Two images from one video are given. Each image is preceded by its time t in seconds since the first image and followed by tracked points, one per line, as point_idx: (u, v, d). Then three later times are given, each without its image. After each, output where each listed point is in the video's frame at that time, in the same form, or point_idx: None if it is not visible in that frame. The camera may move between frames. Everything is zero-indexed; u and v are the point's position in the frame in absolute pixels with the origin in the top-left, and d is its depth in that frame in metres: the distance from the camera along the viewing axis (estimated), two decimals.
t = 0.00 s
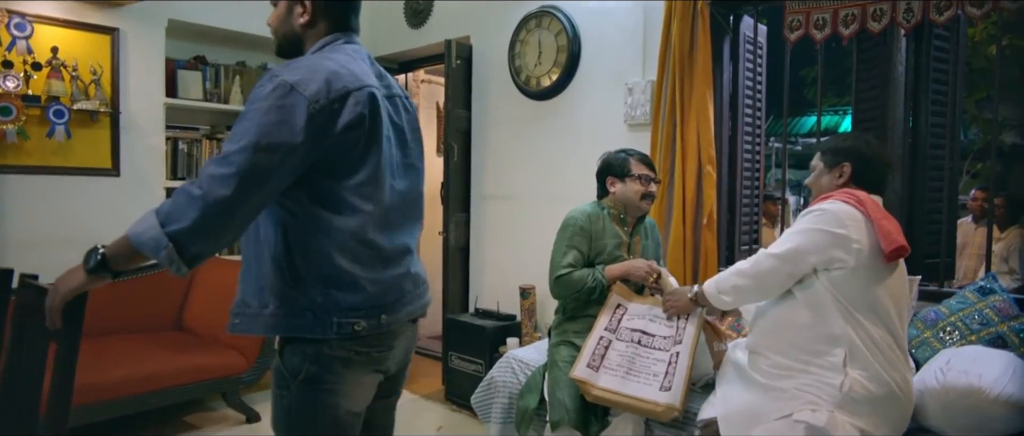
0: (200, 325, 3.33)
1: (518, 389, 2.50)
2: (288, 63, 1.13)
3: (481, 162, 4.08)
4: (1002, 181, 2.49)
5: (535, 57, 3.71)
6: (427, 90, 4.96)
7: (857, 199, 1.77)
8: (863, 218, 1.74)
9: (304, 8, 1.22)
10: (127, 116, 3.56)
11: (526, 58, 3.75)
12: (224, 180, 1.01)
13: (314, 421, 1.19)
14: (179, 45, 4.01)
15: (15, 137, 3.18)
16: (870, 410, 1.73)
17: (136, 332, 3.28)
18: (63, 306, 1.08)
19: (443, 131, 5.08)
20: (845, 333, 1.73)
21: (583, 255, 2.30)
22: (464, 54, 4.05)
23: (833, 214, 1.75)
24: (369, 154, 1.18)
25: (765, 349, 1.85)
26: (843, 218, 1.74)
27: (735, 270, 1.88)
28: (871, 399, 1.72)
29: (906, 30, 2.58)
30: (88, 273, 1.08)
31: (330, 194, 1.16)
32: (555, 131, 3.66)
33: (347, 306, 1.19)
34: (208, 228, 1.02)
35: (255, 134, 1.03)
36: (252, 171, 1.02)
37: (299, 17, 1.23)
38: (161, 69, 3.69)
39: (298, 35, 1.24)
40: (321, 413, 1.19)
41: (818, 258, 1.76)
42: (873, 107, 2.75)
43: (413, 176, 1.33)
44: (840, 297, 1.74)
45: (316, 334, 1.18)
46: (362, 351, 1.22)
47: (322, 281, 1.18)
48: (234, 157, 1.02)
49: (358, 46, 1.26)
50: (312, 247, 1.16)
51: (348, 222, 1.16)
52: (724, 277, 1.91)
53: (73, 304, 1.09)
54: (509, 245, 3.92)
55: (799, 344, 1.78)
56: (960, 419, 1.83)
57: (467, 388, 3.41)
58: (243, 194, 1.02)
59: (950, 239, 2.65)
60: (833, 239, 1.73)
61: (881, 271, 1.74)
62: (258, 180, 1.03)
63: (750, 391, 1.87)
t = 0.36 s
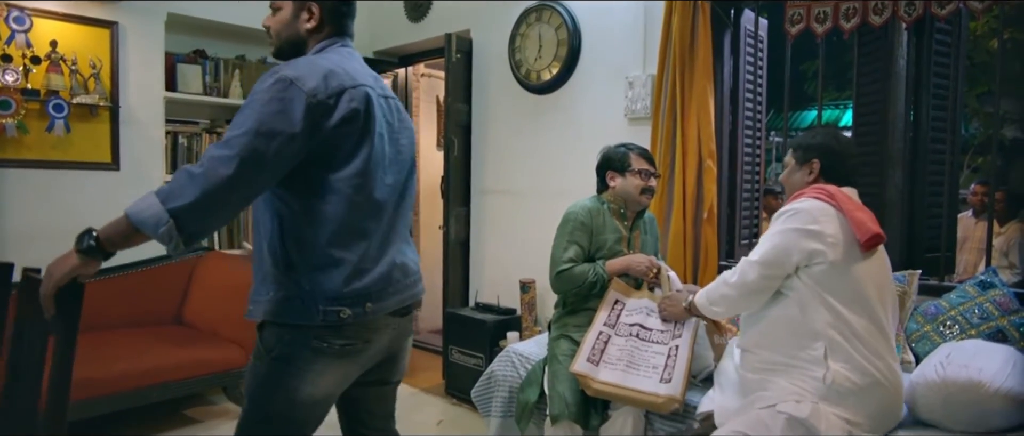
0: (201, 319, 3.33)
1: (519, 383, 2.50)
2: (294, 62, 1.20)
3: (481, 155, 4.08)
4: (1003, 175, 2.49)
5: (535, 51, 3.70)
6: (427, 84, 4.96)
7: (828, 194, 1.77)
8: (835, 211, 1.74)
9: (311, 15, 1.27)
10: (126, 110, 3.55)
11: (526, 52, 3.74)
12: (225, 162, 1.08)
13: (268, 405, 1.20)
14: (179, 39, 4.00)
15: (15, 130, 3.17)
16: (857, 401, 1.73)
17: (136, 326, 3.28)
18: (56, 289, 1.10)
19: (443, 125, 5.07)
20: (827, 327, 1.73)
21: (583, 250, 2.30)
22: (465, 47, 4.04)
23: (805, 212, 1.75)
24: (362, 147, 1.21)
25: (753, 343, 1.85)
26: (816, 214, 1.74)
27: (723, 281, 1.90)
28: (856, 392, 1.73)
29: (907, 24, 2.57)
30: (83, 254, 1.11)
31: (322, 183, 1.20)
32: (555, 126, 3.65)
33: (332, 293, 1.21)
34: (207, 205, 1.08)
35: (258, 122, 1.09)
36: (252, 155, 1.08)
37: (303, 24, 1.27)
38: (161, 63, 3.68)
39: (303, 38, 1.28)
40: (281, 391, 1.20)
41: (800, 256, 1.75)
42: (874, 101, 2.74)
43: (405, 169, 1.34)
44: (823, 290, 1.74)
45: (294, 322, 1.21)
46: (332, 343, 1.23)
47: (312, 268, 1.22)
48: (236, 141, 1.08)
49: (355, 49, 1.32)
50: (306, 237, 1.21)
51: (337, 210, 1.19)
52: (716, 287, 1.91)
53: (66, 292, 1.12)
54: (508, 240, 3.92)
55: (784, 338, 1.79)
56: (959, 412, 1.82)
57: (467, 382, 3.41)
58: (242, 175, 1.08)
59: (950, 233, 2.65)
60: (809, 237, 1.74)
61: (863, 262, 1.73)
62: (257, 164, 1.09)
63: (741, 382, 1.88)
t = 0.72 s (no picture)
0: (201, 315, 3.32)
1: (519, 378, 2.50)
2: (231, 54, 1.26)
3: (481, 151, 4.07)
4: (1003, 171, 2.48)
5: (535, 47, 3.69)
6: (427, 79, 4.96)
7: (812, 189, 1.77)
8: (819, 206, 1.74)
9: (233, 6, 1.34)
10: (126, 106, 3.55)
11: (526, 48, 3.74)
12: (178, 163, 1.14)
13: (235, 390, 1.31)
14: (179, 34, 4.00)
15: (14, 126, 3.16)
16: (851, 399, 1.73)
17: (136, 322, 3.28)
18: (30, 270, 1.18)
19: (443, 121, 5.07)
20: (814, 327, 1.73)
21: (581, 246, 2.29)
22: (465, 43, 4.03)
23: (789, 208, 1.75)
24: (300, 139, 1.29)
25: (745, 343, 1.86)
26: (800, 209, 1.74)
27: (710, 276, 1.87)
28: (848, 390, 1.72)
29: (909, 19, 2.57)
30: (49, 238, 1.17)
31: (262, 178, 1.27)
32: (555, 122, 3.65)
33: (280, 287, 1.32)
34: (164, 205, 1.16)
35: (205, 121, 1.17)
36: (205, 154, 1.16)
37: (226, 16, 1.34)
38: (161, 58, 3.68)
39: (228, 30, 1.35)
40: (240, 381, 1.31)
41: (787, 253, 1.75)
42: (875, 96, 2.74)
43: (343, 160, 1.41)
44: (812, 288, 1.73)
45: (237, 314, 1.31)
46: (282, 331, 1.33)
47: (256, 260, 1.30)
48: (189, 142, 1.15)
49: (288, 38, 1.38)
50: (251, 231, 1.29)
51: (280, 204, 1.28)
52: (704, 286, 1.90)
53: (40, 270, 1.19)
54: (508, 236, 3.92)
55: (773, 337, 1.79)
56: (959, 408, 1.81)
57: (467, 377, 3.41)
58: (195, 176, 1.15)
59: (950, 229, 2.65)
60: (795, 233, 1.73)
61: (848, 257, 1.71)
62: (206, 163, 1.16)
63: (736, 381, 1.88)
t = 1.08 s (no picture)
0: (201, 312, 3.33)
1: (519, 375, 2.50)
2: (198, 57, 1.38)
3: (481, 148, 4.07)
4: (1003, 168, 2.48)
5: (535, 44, 3.69)
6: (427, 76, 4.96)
7: (821, 165, 1.77)
8: (829, 181, 1.74)
9: (209, 14, 1.44)
10: (126, 103, 3.55)
11: (526, 45, 3.73)
12: (158, 149, 1.23)
13: (214, 377, 1.42)
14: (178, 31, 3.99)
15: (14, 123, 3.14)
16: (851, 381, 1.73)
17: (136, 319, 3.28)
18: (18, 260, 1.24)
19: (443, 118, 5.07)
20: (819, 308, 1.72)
21: (581, 241, 2.29)
22: (465, 40, 4.03)
23: (800, 183, 1.74)
24: (263, 133, 1.41)
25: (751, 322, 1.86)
26: (811, 184, 1.73)
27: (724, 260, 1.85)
28: (850, 372, 1.72)
29: (909, 16, 2.56)
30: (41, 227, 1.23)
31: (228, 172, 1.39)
32: (555, 118, 3.65)
33: (245, 274, 1.43)
34: (146, 190, 1.24)
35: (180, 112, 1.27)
36: (182, 142, 1.25)
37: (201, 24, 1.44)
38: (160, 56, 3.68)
39: (203, 36, 1.45)
40: (213, 367, 1.42)
41: (799, 228, 1.74)
42: (875, 92, 2.74)
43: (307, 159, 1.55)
44: (819, 266, 1.73)
45: (207, 303, 1.42)
46: (248, 317, 1.44)
47: (221, 249, 1.41)
48: (167, 131, 1.25)
49: (254, 43, 1.50)
50: (218, 223, 1.40)
51: (243, 197, 1.39)
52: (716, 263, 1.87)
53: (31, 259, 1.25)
54: (508, 233, 3.92)
55: (779, 317, 1.79)
56: (959, 403, 1.81)
57: (467, 374, 3.41)
58: (173, 161, 1.24)
59: (950, 226, 2.65)
60: (809, 207, 1.72)
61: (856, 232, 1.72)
62: (182, 152, 1.25)
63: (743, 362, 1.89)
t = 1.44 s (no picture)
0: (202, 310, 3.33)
1: (519, 372, 2.50)
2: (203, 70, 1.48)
3: (481, 144, 4.07)
4: (1003, 165, 2.48)
5: (536, 41, 3.68)
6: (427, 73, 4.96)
7: (833, 184, 1.76)
8: (842, 203, 1.73)
9: (212, 29, 1.54)
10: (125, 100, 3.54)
11: (526, 41, 3.73)
12: (163, 154, 1.34)
13: (191, 367, 1.48)
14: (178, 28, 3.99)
15: (14, 119, 3.15)
16: (860, 392, 1.74)
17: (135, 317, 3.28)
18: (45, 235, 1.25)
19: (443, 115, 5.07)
20: (829, 322, 1.74)
21: (584, 237, 2.29)
22: (465, 37, 4.02)
23: (812, 205, 1.73)
24: (258, 133, 1.50)
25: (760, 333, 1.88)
26: (824, 205, 1.72)
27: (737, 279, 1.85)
28: (858, 384, 1.73)
29: (909, 13, 2.56)
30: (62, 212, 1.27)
31: (227, 169, 1.48)
32: (555, 116, 3.65)
33: (238, 262, 1.50)
34: (151, 191, 1.34)
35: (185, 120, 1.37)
36: (185, 148, 1.35)
37: (205, 38, 1.54)
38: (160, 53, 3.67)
39: (205, 49, 1.55)
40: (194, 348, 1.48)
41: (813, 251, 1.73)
42: (875, 89, 2.74)
43: (303, 158, 1.63)
44: (832, 284, 1.73)
45: (201, 287, 1.50)
46: (237, 307, 1.51)
47: (215, 238, 1.50)
48: (173, 139, 1.35)
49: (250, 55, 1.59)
50: (217, 213, 1.49)
51: (240, 190, 1.48)
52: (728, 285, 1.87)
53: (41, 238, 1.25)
54: (508, 230, 3.93)
55: (788, 329, 1.80)
56: (958, 402, 1.81)
57: (467, 371, 3.41)
58: (176, 165, 1.34)
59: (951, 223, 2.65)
60: (822, 231, 1.71)
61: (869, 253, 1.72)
62: (185, 154, 1.35)
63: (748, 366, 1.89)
